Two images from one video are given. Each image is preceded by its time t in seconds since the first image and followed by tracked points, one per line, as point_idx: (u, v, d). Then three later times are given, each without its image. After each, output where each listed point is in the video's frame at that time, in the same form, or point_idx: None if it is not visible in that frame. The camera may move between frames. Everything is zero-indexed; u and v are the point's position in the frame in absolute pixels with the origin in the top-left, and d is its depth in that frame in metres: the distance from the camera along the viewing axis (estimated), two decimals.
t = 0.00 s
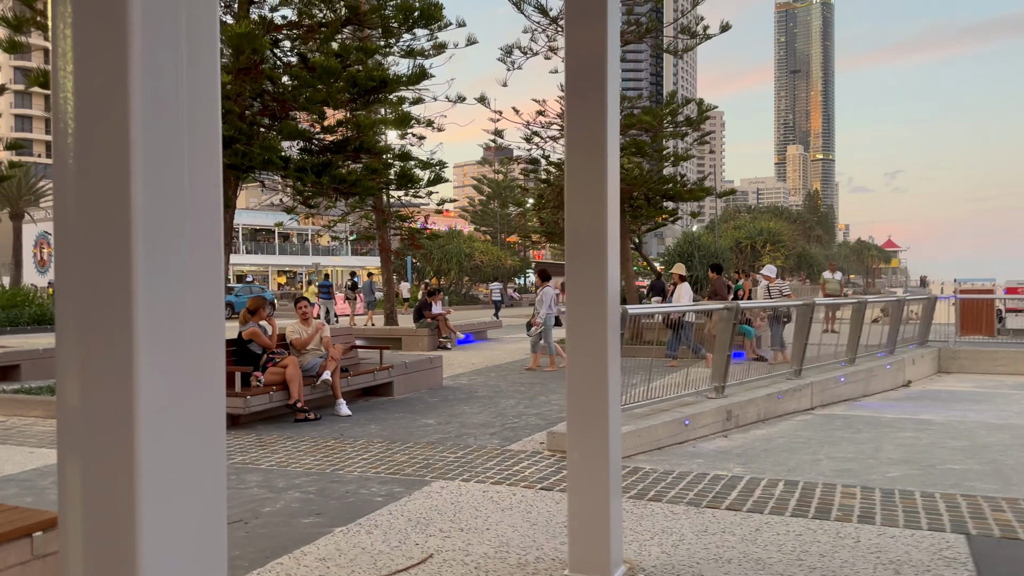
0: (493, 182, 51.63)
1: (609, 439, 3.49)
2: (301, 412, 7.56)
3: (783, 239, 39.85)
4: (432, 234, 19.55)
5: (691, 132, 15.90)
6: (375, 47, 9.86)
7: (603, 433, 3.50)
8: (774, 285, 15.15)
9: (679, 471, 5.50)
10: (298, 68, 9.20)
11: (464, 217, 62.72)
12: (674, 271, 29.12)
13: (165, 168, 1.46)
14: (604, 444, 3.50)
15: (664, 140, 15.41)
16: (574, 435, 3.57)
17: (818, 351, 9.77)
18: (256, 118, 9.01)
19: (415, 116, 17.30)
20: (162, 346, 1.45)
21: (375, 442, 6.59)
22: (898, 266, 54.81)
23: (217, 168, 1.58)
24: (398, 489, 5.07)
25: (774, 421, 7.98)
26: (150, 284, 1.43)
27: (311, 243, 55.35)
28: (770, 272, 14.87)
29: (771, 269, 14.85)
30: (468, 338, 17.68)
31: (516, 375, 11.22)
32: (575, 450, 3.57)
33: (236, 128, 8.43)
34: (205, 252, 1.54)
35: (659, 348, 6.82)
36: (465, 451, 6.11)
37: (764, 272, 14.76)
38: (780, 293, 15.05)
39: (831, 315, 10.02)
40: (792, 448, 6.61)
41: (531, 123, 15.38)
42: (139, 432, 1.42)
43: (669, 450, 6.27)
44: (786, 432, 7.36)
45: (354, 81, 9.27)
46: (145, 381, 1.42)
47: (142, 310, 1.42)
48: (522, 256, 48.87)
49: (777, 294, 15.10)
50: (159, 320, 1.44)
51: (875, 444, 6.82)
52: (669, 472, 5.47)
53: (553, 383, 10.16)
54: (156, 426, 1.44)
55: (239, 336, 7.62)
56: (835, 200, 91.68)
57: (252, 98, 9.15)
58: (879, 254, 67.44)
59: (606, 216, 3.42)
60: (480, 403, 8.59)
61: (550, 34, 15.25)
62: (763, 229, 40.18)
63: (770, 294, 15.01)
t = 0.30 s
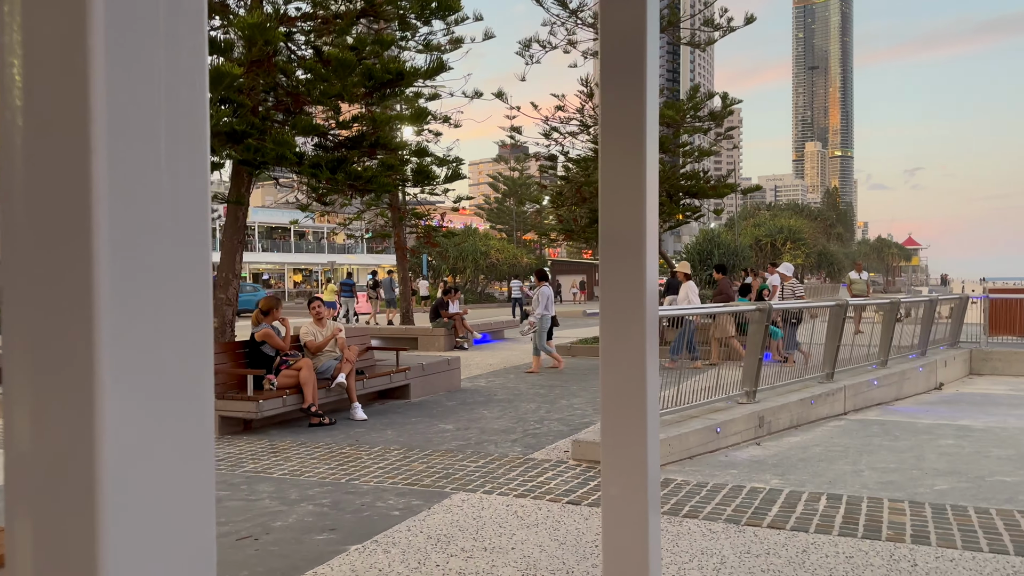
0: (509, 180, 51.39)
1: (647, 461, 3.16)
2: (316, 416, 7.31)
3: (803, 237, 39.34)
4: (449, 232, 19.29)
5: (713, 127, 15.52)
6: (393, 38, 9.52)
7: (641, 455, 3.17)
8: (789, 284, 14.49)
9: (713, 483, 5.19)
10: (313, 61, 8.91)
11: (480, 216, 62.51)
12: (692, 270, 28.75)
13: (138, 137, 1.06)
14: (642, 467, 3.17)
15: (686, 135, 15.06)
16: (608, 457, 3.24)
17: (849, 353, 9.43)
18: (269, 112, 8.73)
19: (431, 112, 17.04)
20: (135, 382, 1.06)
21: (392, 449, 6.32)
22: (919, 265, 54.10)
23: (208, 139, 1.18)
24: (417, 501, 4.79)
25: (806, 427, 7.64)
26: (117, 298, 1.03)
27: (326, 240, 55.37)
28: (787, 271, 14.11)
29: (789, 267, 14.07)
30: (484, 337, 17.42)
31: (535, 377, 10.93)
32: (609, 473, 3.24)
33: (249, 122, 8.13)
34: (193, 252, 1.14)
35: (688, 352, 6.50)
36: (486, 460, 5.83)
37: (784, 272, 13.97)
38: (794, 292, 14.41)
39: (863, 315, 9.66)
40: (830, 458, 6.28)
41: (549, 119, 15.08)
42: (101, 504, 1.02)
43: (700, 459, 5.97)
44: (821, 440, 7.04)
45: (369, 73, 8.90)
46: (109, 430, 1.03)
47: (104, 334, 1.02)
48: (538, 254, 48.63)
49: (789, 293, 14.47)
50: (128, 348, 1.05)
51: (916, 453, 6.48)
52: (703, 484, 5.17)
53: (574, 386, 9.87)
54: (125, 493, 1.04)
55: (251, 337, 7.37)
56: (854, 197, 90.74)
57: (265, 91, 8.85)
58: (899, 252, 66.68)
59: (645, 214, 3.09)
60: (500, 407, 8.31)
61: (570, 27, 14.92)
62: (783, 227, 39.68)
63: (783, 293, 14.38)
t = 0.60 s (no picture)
0: (529, 176, 51.13)
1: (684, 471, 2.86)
2: (330, 413, 7.07)
3: (827, 233, 38.77)
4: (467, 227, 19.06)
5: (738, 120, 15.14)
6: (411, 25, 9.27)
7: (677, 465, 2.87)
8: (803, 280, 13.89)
9: (746, 488, 4.93)
10: (329, 49, 8.67)
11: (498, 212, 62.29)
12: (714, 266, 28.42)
13: (57, 33, 0.80)
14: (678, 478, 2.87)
15: (710, 128, 14.70)
16: (639, 467, 2.94)
17: (883, 351, 9.08)
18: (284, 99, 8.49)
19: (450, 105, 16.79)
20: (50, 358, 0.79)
21: (408, 448, 6.06)
22: (944, 263, 53.27)
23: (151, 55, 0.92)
24: (433, 504, 4.53)
25: (840, 429, 7.30)
26: (18, 237, 0.77)
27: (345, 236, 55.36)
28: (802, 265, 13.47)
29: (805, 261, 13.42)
30: (504, 334, 17.18)
31: (556, 374, 10.66)
32: (640, 485, 2.94)
33: (263, 110, 7.89)
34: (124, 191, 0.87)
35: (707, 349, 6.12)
36: (506, 460, 5.57)
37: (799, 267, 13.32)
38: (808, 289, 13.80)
39: (897, 312, 9.30)
40: (868, 461, 5.95)
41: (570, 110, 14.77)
42: (7, 510, 0.76)
43: (731, 461, 5.69)
44: (856, 443, 6.71)
45: (387, 61, 8.63)
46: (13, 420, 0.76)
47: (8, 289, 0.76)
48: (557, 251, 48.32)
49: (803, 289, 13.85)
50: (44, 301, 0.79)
51: (960, 456, 6.13)
52: (737, 489, 4.87)
53: (596, 383, 9.58)
54: (41, 504, 0.78)
55: (265, 331, 7.16)
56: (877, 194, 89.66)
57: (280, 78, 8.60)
58: (923, 250, 65.72)
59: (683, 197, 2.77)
60: (520, 404, 8.05)
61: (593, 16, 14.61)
62: (806, 223, 39.12)
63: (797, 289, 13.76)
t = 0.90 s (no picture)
0: (558, 176, 50.75)
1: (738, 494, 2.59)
2: (351, 419, 6.80)
3: (863, 235, 37.96)
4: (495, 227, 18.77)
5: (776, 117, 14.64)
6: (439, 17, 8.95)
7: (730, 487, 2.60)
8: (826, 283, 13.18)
9: (793, 511, 4.58)
10: (354, 43, 8.36)
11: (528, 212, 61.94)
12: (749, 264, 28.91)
13: None
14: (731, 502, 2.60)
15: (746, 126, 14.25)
16: (686, 489, 2.66)
17: (932, 359, 8.62)
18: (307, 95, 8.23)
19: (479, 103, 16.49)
20: None
21: (432, 459, 5.77)
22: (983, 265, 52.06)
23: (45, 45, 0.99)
24: (456, 524, 4.23)
25: (888, 443, 6.88)
26: None
27: (373, 235, 55.39)
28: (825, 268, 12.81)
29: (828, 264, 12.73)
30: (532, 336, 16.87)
31: (586, 379, 10.33)
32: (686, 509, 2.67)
33: (286, 107, 7.63)
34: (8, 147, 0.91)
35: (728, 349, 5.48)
36: (534, 474, 5.25)
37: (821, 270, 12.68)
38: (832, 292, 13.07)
39: (948, 318, 8.82)
40: (923, 480, 5.54)
41: (601, 108, 14.40)
42: None
43: (776, 480, 5.34)
44: (908, 458, 6.30)
45: (413, 55, 8.29)
46: None
47: None
48: (586, 251, 47.89)
49: (826, 294, 13.14)
50: None
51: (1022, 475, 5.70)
52: (783, 513, 4.52)
53: (627, 390, 9.22)
54: None
55: (285, 334, 6.92)
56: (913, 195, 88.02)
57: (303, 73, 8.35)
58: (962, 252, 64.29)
59: (739, 193, 2.52)
60: (549, 412, 7.73)
61: (625, 10, 14.23)
62: (842, 223, 38.33)
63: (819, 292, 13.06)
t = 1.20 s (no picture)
0: (585, 173, 50.39)
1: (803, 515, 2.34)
2: (373, 419, 6.54)
3: (899, 233, 37.14)
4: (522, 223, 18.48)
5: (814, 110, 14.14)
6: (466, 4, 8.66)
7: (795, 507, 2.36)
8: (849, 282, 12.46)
9: (845, 527, 4.24)
10: (378, 30, 8.08)
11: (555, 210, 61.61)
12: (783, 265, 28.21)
13: None
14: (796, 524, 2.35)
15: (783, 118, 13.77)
16: (742, 507, 2.44)
17: (983, 362, 8.17)
18: (330, 83, 7.97)
19: (506, 96, 16.18)
20: None
21: (456, 462, 5.49)
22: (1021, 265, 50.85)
23: None
24: (481, 535, 3.94)
25: (940, 450, 6.48)
26: None
27: (400, 232, 55.32)
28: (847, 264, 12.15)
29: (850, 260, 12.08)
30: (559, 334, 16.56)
31: (616, 379, 10.00)
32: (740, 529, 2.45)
33: (308, 96, 7.37)
34: None
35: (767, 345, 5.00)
36: (564, 481, 4.94)
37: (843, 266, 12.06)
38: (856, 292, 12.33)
39: (1000, 319, 8.37)
40: (983, 493, 5.15)
41: (632, 101, 14.03)
42: None
43: (823, 491, 4.99)
44: (962, 468, 5.92)
45: (439, 42, 7.96)
46: None
47: None
48: (614, 249, 47.47)
49: (849, 294, 12.41)
50: None
51: None
52: (833, 531, 4.18)
53: (659, 391, 8.87)
54: None
55: (305, 330, 6.67)
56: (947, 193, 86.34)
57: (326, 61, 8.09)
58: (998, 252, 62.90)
59: (806, 185, 2.31)
60: (579, 413, 7.42)
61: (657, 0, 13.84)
62: (876, 221, 37.55)
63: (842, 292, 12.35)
